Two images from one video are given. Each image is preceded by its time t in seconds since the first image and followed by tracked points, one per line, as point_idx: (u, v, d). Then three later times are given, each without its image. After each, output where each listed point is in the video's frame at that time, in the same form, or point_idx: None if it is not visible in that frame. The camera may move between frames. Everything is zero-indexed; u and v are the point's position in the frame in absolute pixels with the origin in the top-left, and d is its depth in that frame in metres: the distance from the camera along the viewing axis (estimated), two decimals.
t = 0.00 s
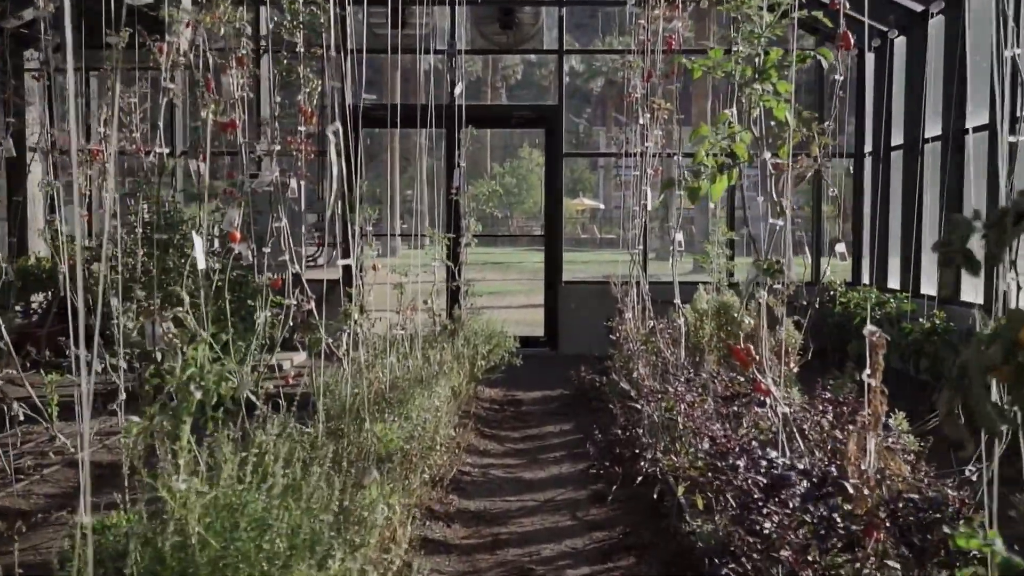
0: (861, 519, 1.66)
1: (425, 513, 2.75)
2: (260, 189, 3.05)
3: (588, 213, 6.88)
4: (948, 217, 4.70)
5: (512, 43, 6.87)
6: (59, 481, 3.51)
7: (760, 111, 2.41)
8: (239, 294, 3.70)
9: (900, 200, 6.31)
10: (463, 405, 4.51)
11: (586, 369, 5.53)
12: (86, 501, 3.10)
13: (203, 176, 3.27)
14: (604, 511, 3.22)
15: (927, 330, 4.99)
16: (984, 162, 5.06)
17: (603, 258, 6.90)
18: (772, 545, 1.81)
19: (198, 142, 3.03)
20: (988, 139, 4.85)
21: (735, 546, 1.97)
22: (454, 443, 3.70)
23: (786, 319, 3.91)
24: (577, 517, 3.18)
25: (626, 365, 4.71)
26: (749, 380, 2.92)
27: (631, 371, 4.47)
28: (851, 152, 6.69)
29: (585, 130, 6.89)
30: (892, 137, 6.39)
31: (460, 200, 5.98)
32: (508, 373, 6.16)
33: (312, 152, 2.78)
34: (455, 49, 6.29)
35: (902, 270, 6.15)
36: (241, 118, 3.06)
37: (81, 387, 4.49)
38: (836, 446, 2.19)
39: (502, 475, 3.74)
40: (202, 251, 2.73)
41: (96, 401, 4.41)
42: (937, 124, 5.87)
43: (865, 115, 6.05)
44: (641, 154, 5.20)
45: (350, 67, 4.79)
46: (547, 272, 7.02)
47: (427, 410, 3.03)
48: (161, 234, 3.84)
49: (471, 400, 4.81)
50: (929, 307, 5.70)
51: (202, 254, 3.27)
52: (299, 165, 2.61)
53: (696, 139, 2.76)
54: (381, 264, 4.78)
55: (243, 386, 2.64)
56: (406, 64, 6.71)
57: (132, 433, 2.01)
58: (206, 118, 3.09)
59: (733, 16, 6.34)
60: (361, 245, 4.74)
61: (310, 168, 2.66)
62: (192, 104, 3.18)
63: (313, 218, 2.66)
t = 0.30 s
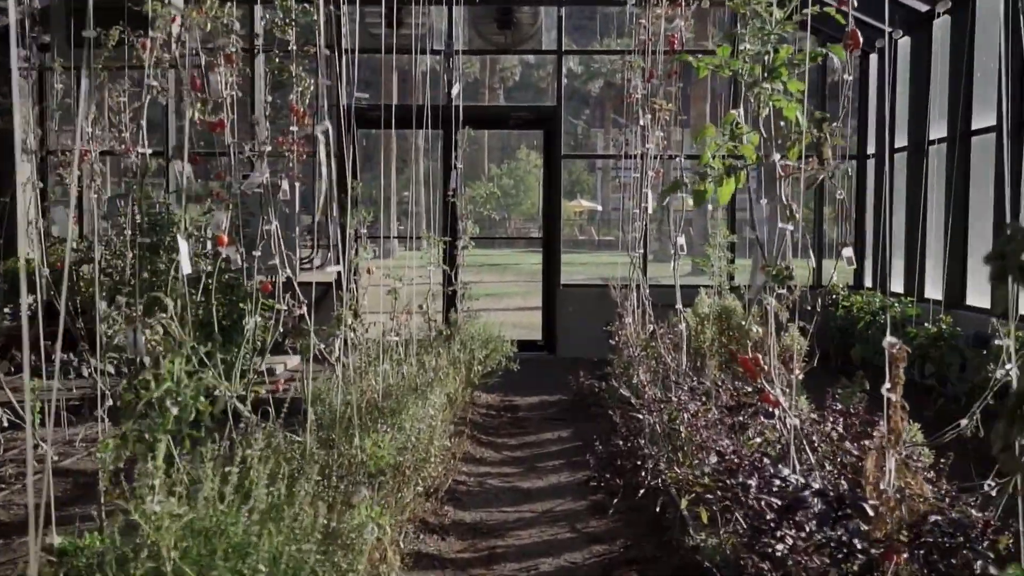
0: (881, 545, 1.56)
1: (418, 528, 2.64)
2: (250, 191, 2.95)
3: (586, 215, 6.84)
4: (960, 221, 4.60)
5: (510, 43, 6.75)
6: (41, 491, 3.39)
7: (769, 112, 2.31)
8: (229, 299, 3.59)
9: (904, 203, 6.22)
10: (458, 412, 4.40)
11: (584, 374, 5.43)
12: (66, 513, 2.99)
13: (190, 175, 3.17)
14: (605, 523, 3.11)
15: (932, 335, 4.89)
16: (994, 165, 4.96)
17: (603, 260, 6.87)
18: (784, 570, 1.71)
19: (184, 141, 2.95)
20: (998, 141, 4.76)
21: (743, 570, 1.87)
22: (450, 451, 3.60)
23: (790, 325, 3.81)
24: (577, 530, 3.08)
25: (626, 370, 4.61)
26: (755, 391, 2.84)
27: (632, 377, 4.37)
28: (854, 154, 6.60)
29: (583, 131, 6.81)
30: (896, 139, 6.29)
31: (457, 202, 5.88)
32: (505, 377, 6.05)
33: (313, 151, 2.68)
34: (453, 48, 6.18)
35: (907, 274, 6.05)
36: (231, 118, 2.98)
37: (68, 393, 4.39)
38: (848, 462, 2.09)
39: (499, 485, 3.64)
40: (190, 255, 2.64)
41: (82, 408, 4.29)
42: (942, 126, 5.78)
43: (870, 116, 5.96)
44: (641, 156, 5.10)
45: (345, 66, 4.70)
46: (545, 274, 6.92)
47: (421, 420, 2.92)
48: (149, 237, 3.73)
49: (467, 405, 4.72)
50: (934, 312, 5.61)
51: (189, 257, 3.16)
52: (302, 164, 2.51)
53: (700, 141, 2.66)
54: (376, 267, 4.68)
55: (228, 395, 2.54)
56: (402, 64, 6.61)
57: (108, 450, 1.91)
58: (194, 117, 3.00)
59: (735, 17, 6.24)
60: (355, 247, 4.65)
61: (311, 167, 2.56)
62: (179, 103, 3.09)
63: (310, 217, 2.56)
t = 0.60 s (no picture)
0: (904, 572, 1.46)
1: (412, 540, 2.54)
2: (239, 192, 2.85)
3: (582, 218, 6.74)
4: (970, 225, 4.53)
5: (507, 44, 6.65)
6: (23, 500, 3.29)
7: (780, 110, 2.22)
8: (219, 303, 3.50)
9: (907, 207, 6.14)
10: (454, 419, 4.31)
11: (582, 380, 5.35)
12: (49, 525, 2.89)
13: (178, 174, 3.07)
14: (605, 534, 3.02)
15: (937, 341, 4.81)
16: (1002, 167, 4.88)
17: (598, 263, 6.77)
18: None
19: (171, 140, 2.85)
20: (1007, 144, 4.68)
21: None
22: (444, 459, 3.51)
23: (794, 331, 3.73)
24: (576, 542, 2.98)
25: (625, 376, 4.52)
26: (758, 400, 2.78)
27: (631, 383, 4.28)
28: (856, 156, 6.53)
29: (580, 134, 6.73)
30: (899, 141, 6.22)
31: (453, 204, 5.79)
32: (501, 383, 5.95)
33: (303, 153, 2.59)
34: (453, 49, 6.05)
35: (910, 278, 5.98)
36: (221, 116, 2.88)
37: (54, 398, 4.28)
38: (861, 475, 1.99)
39: (495, 494, 3.54)
40: (174, 256, 2.48)
41: (69, 415, 4.19)
42: (947, 128, 5.71)
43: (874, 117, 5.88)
44: (640, 158, 5.02)
45: (340, 66, 4.62)
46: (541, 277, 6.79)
47: (416, 429, 2.82)
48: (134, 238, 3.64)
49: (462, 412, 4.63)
50: (938, 317, 5.53)
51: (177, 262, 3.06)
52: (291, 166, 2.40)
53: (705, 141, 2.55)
54: (370, 270, 4.59)
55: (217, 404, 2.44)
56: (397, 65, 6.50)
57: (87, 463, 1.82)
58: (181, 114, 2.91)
59: (737, 18, 6.14)
60: (349, 251, 4.56)
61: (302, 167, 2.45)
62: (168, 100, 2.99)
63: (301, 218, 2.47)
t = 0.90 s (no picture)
0: None
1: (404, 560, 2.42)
2: (225, 194, 2.73)
3: (578, 222, 6.60)
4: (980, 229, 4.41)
5: (504, 45, 6.52)
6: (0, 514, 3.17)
7: (792, 107, 2.10)
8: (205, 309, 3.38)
9: (910, 209, 6.03)
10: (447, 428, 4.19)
11: (579, 387, 5.23)
12: (24, 540, 2.77)
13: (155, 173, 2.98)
14: (604, 551, 2.90)
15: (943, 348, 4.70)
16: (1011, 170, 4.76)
17: (592, 267, 6.63)
18: None
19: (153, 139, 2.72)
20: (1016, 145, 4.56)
21: None
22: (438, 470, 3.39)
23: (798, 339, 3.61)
24: (574, 558, 2.86)
25: (623, 383, 4.40)
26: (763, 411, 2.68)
27: (630, 391, 4.16)
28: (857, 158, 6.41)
29: (577, 136, 6.61)
30: (902, 143, 6.11)
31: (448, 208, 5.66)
32: (497, 390, 5.84)
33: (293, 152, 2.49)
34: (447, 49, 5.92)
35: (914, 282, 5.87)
36: (204, 115, 2.76)
37: (37, 407, 4.16)
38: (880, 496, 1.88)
39: (490, 506, 3.43)
40: (155, 260, 2.29)
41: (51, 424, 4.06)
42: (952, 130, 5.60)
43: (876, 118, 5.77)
44: (639, 160, 4.90)
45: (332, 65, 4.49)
46: (537, 280, 6.69)
47: (408, 441, 2.70)
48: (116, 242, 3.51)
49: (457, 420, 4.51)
50: (942, 323, 5.42)
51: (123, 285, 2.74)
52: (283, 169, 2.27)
53: (712, 139, 2.44)
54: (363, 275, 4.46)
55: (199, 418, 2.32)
56: (391, 65, 6.37)
57: (50, 485, 1.70)
58: (163, 113, 2.78)
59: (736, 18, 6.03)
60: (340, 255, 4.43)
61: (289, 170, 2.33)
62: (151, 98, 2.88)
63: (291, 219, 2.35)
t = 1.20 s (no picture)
0: None
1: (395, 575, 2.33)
2: (209, 195, 2.63)
3: (574, 223, 6.52)
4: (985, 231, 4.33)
5: (500, 44, 6.43)
6: None
7: (800, 104, 2.01)
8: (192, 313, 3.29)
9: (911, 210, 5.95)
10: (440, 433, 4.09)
11: (575, 391, 5.14)
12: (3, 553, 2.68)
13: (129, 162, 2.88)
14: (603, 562, 2.81)
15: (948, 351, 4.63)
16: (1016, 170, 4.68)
17: (589, 268, 6.51)
18: None
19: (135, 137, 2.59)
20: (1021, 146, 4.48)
21: None
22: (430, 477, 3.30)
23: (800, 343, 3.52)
24: (570, 571, 2.77)
25: (621, 388, 4.31)
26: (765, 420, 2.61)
27: (628, 396, 4.07)
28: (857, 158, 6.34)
29: (574, 136, 6.53)
30: (903, 143, 6.03)
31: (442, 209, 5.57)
32: (492, 393, 5.75)
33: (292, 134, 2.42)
34: (443, 48, 5.83)
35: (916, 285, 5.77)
36: (188, 113, 2.66)
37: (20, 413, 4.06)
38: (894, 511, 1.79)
39: (484, 517, 3.33)
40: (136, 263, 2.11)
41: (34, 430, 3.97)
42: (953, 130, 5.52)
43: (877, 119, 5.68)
44: (637, 160, 4.81)
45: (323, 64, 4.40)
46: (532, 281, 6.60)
47: (400, 451, 2.61)
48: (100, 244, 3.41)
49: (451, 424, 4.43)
50: (946, 326, 5.33)
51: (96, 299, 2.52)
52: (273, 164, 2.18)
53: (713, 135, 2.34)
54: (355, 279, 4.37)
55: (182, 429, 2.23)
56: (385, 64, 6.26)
57: (16, 505, 1.61)
58: (145, 111, 2.68)
59: (735, 17, 5.93)
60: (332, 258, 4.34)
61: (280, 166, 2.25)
62: (133, 96, 2.78)
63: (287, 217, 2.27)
